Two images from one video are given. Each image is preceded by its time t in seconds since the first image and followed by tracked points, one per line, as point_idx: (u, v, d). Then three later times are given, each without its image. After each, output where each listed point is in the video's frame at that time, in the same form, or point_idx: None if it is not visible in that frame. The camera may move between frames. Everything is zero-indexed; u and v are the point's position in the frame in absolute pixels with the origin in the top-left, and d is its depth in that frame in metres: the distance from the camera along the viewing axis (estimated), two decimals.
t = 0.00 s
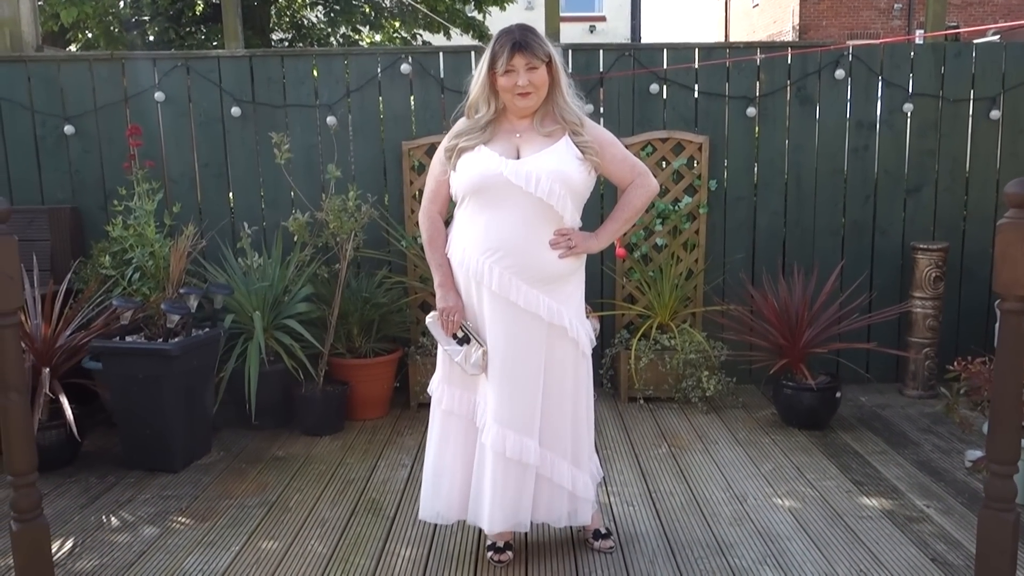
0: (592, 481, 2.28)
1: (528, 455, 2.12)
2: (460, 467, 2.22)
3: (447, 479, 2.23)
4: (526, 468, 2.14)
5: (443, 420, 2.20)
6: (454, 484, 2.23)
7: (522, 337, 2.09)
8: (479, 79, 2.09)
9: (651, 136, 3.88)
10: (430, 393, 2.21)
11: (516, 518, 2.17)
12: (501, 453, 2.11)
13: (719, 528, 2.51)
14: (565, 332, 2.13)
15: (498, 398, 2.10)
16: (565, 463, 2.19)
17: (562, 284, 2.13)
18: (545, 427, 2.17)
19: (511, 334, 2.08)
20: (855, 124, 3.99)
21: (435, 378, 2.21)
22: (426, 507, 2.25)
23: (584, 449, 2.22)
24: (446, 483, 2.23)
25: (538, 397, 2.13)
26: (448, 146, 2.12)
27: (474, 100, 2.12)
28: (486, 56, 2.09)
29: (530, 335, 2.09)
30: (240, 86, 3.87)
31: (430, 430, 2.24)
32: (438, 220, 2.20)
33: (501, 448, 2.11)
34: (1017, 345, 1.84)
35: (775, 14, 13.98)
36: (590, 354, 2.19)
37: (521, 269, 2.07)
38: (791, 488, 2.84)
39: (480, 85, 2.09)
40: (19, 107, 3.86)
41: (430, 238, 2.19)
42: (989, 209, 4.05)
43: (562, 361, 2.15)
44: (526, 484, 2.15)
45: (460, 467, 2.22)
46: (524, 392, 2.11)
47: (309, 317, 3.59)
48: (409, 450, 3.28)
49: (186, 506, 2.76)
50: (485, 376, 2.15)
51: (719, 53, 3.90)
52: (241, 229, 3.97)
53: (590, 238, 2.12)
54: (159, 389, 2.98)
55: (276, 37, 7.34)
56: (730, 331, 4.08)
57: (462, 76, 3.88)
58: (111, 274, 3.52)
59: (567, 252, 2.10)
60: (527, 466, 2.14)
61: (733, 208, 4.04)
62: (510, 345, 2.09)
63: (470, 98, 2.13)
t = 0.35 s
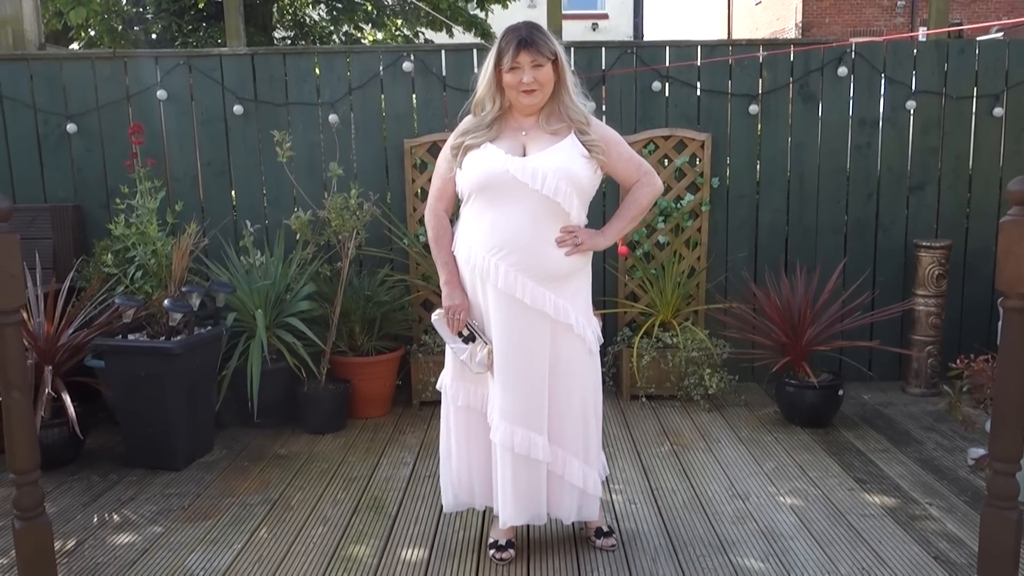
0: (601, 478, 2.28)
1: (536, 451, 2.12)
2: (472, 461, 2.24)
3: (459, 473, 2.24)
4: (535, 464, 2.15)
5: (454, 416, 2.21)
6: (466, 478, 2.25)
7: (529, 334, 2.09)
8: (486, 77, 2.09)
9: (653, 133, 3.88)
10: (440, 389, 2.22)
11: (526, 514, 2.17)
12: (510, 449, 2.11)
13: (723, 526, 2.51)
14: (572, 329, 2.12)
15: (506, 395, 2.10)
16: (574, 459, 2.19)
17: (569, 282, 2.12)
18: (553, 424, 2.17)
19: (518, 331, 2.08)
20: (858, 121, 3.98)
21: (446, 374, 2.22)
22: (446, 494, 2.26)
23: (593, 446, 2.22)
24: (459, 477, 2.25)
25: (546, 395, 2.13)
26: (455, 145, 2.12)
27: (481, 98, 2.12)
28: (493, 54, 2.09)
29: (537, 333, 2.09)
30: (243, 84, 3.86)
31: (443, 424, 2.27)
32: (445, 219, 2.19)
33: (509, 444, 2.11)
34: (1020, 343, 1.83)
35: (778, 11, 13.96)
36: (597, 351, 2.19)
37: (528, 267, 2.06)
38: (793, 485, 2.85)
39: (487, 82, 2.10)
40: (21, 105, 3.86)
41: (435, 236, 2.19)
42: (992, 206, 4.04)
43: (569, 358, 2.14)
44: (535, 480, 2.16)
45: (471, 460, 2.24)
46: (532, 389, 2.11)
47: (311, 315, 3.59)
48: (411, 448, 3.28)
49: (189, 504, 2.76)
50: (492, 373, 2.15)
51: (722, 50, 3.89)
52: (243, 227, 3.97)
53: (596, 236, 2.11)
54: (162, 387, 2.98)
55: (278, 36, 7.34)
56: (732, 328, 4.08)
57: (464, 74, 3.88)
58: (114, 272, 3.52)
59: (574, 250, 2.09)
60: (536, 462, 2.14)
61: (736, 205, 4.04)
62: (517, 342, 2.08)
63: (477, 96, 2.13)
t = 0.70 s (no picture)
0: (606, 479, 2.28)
1: (538, 451, 2.12)
2: (475, 460, 2.25)
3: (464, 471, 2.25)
4: (538, 464, 2.14)
5: (458, 415, 2.22)
6: (470, 477, 2.25)
7: (531, 334, 2.08)
8: (489, 76, 2.09)
9: (653, 132, 3.87)
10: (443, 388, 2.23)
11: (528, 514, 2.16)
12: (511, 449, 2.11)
13: (723, 526, 2.51)
14: (574, 329, 2.12)
15: (508, 395, 2.10)
16: (578, 461, 2.18)
17: (572, 282, 2.12)
18: (556, 424, 2.15)
19: (520, 331, 2.08)
20: (858, 121, 3.98)
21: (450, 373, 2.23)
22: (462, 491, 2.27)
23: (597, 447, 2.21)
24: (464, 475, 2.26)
25: (549, 395, 2.12)
26: (457, 144, 2.12)
27: (483, 98, 2.12)
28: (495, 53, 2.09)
29: (539, 332, 2.09)
30: (242, 83, 3.86)
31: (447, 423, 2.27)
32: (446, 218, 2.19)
33: (511, 443, 2.11)
34: (1020, 343, 1.83)
35: (778, 10, 13.95)
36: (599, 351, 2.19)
37: (530, 266, 2.06)
38: (793, 485, 2.85)
39: (489, 81, 2.09)
40: (20, 104, 3.86)
41: (436, 236, 2.18)
42: (992, 206, 4.04)
43: (572, 358, 2.13)
44: (537, 480, 2.15)
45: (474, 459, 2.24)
46: (534, 389, 2.11)
47: (311, 314, 3.58)
48: (410, 447, 3.27)
49: (187, 503, 2.76)
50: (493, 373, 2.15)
51: (721, 50, 3.89)
52: (243, 226, 3.97)
53: (598, 236, 2.11)
54: (161, 386, 2.98)
55: (278, 35, 7.32)
56: (732, 328, 4.08)
57: (463, 73, 3.88)
58: (113, 272, 3.51)
59: (576, 250, 2.09)
60: (538, 462, 2.14)
61: (735, 205, 4.03)
62: (520, 342, 2.08)
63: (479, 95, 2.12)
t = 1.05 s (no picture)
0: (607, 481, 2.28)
1: (538, 453, 2.12)
2: (473, 463, 2.24)
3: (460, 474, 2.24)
4: (538, 466, 2.14)
5: (456, 416, 2.21)
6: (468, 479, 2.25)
7: (533, 334, 2.09)
8: (491, 76, 2.08)
9: (652, 133, 3.88)
10: (442, 390, 2.23)
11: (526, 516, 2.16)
12: (510, 450, 2.11)
13: (720, 525, 2.52)
14: (575, 330, 2.12)
15: (508, 396, 2.10)
16: (578, 462, 2.18)
17: (573, 283, 2.12)
18: (557, 426, 2.15)
19: (521, 331, 2.08)
20: (857, 122, 3.98)
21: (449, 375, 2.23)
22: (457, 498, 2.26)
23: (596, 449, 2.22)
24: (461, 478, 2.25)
25: (550, 396, 2.12)
26: (459, 144, 2.11)
27: (486, 98, 2.12)
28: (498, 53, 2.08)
29: (540, 333, 2.09)
30: (242, 83, 3.86)
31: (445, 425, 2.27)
32: (448, 220, 2.19)
33: (511, 444, 2.11)
34: (1017, 344, 1.84)
35: (778, 11, 13.94)
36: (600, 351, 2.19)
37: (532, 266, 2.06)
38: (791, 485, 2.85)
39: (492, 81, 2.09)
40: (20, 103, 3.86)
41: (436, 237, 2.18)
42: (991, 207, 4.04)
43: (572, 358, 2.14)
44: (536, 482, 2.15)
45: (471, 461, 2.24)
46: (535, 390, 2.11)
47: (310, 313, 3.58)
48: (409, 447, 3.28)
49: (187, 503, 2.76)
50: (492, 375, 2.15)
51: (721, 50, 3.89)
52: (242, 225, 3.97)
53: (599, 238, 2.12)
54: (160, 385, 2.98)
55: (278, 34, 7.31)
56: (731, 328, 4.09)
57: (463, 73, 3.88)
58: (113, 272, 3.51)
59: (578, 250, 2.10)
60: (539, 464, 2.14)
61: (734, 205, 4.04)
62: (521, 343, 2.08)
63: (481, 95, 2.12)
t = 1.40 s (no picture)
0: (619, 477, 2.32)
1: (558, 453, 2.13)
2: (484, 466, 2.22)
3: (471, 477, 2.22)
4: (557, 465, 2.15)
5: (470, 418, 2.20)
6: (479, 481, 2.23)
7: (552, 334, 2.09)
8: (503, 75, 2.08)
9: (652, 133, 3.88)
10: (454, 392, 2.22)
11: (543, 518, 2.16)
12: (529, 450, 2.11)
13: (717, 525, 2.52)
14: (593, 328, 2.13)
15: (528, 396, 2.10)
16: (595, 460, 2.19)
17: (590, 281, 2.13)
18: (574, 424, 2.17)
19: (541, 331, 2.09)
20: (856, 123, 3.98)
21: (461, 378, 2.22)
22: (456, 503, 2.25)
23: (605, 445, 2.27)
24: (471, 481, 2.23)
25: (570, 395, 2.13)
26: (472, 145, 2.11)
27: (498, 98, 2.12)
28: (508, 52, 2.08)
29: (560, 332, 2.10)
30: (241, 83, 3.86)
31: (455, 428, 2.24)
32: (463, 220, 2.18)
33: (531, 444, 2.11)
34: (1015, 344, 1.84)
35: (777, 11, 13.94)
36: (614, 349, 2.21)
37: (551, 266, 2.07)
38: (791, 485, 2.85)
39: (503, 80, 2.09)
40: (18, 103, 3.86)
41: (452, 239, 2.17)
42: (989, 208, 4.05)
43: (589, 357, 2.15)
44: (554, 482, 2.16)
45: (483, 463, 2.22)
46: (554, 389, 2.11)
47: (309, 314, 3.58)
48: (408, 447, 3.28)
49: (186, 503, 2.76)
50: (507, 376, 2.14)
51: (720, 51, 3.89)
52: (241, 225, 3.97)
53: (616, 235, 2.12)
54: (159, 386, 2.98)
55: (277, 34, 7.31)
56: (730, 328, 4.09)
57: (462, 73, 3.88)
58: (112, 272, 3.51)
59: (595, 248, 2.10)
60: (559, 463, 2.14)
61: (734, 206, 4.04)
62: (541, 342, 2.09)
63: (494, 95, 2.12)
